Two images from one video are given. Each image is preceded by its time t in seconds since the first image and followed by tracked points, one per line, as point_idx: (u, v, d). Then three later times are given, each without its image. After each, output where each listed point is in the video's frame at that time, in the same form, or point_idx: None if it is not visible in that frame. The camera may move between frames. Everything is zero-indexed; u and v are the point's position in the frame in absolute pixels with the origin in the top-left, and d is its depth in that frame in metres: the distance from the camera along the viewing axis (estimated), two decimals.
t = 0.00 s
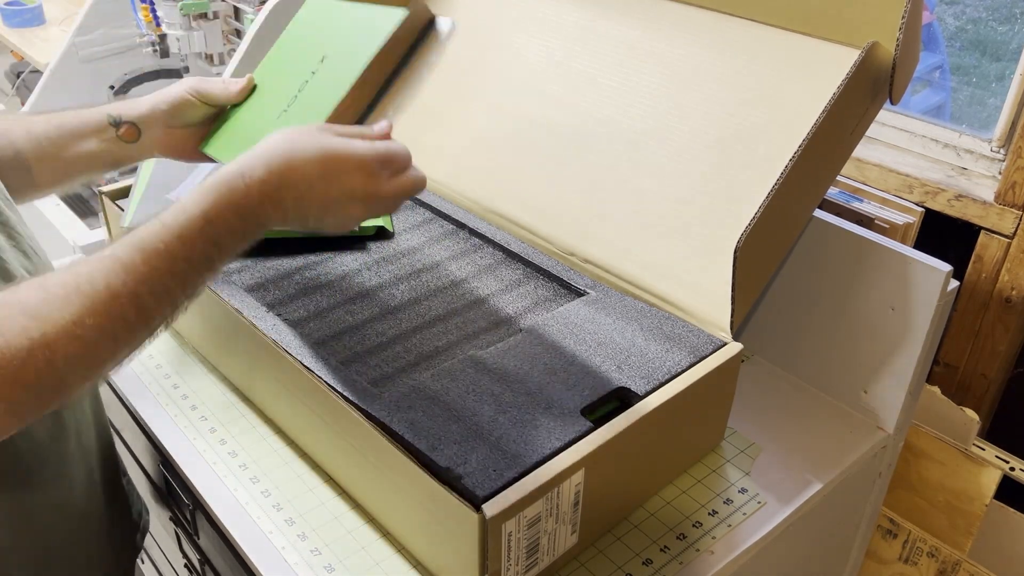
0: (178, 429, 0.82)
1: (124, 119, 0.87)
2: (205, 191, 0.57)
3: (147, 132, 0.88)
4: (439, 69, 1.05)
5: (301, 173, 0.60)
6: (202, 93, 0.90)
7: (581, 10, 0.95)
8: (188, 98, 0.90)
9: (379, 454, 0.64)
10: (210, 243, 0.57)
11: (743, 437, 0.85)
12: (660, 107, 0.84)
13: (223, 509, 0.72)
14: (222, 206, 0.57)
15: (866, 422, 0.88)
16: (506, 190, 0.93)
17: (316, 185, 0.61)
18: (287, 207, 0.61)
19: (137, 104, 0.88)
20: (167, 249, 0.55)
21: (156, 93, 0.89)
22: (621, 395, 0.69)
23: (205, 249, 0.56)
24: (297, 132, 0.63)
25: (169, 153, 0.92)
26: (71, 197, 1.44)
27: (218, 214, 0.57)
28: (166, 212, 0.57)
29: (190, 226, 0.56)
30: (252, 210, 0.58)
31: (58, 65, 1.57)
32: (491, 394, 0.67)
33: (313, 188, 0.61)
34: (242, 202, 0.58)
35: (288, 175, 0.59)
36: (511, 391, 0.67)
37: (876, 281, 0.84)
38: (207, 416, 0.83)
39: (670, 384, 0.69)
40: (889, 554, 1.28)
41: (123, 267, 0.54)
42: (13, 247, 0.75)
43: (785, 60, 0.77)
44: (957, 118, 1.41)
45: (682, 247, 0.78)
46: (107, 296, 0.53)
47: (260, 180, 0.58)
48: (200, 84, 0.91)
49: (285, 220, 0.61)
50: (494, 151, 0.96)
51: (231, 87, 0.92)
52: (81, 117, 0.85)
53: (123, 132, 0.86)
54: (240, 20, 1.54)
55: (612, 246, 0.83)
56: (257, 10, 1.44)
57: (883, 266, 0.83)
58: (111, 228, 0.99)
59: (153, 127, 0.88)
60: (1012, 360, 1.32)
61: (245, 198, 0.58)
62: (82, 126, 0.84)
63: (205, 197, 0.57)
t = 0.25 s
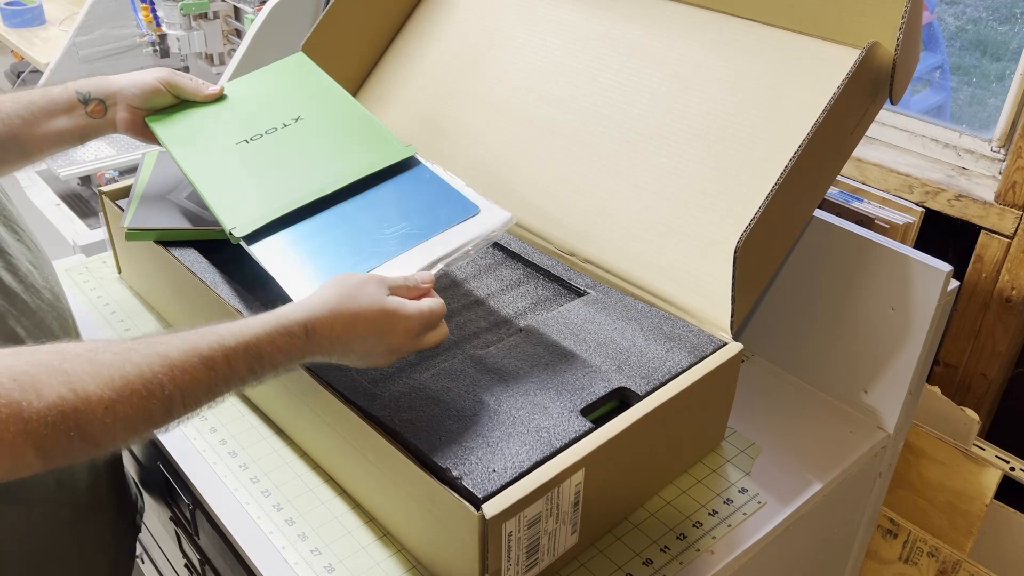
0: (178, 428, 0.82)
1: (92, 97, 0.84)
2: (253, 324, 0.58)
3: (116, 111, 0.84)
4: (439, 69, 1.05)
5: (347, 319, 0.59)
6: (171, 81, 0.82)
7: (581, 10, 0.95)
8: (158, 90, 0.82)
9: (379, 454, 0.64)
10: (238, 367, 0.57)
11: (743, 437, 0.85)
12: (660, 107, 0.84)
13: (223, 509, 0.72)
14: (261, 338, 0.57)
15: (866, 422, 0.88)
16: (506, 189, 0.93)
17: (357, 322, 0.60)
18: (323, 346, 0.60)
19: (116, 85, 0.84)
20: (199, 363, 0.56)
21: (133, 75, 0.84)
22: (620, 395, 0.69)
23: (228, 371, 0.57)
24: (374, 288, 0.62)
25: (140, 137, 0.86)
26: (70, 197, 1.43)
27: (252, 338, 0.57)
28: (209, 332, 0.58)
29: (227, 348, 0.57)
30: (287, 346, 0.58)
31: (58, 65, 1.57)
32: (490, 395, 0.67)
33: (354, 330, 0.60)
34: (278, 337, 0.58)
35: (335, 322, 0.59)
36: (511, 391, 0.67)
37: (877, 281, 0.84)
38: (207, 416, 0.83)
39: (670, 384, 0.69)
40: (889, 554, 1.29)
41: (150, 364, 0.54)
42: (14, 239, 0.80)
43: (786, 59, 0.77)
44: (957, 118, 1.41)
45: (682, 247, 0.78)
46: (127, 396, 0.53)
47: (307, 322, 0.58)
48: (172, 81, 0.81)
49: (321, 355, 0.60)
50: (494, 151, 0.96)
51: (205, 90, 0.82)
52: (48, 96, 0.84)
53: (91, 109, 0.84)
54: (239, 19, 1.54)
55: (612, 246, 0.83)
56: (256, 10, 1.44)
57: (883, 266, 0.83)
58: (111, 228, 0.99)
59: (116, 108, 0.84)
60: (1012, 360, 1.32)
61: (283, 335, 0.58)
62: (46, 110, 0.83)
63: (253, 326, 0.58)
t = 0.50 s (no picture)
0: (177, 428, 0.82)
1: (95, 113, 0.88)
2: (188, 332, 0.63)
3: (118, 126, 0.88)
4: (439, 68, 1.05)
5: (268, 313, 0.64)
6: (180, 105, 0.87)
7: (581, 10, 0.95)
8: (167, 111, 0.86)
9: (379, 453, 0.64)
10: (186, 371, 0.62)
11: (743, 437, 0.85)
12: (660, 107, 0.84)
13: (223, 509, 0.72)
14: (202, 349, 0.62)
15: (867, 422, 0.88)
16: (506, 189, 0.93)
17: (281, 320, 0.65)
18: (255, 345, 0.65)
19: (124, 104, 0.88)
20: (149, 372, 0.60)
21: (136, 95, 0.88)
22: (620, 395, 0.69)
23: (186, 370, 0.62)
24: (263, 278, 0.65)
25: (139, 153, 0.90)
26: (71, 196, 1.43)
27: (174, 353, 0.61)
28: (145, 339, 0.62)
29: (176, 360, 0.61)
30: (224, 351, 0.63)
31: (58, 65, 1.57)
32: (491, 394, 0.67)
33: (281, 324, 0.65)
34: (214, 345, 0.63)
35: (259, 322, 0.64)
36: (512, 391, 0.67)
37: (876, 281, 0.84)
38: (207, 416, 0.83)
39: (670, 384, 0.69)
40: (889, 554, 1.29)
41: (110, 374, 0.58)
42: (11, 232, 0.80)
43: (786, 59, 0.77)
44: (957, 118, 1.41)
45: (682, 247, 0.78)
46: (92, 408, 0.57)
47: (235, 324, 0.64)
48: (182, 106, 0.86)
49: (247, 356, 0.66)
50: (494, 151, 0.96)
51: (212, 113, 0.87)
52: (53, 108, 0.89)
53: (95, 125, 0.89)
54: (239, 19, 1.54)
55: (611, 246, 0.83)
56: (257, 11, 1.45)
57: (883, 266, 0.83)
58: (111, 228, 0.99)
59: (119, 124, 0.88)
60: (1012, 360, 1.32)
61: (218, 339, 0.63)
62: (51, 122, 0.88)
63: (188, 337, 0.62)
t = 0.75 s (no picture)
0: (177, 428, 0.82)
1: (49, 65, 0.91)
2: (202, 349, 0.60)
3: (73, 74, 0.92)
4: (439, 68, 1.05)
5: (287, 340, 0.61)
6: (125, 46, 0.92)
7: (581, 10, 0.95)
8: (114, 50, 0.91)
9: (379, 454, 0.64)
10: (194, 392, 0.59)
11: (743, 437, 0.85)
12: (660, 107, 0.84)
13: (223, 509, 0.72)
14: (213, 367, 0.59)
15: (866, 422, 0.88)
16: (506, 189, 0.93)
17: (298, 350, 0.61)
18: (271, 370, 0.62)
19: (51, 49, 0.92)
20: (154, 392, 0.57)
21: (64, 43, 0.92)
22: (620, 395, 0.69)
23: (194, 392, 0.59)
24: (288, 304, 0.64)
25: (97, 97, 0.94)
26: (70, 196, 1.43)
27: (183, 373, 0.58)
28: (156, 355, 0.59)
29: (188, 378, 0.58)
30: (236, 372, 0.60)
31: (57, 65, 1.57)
32: (491, 395, 0.67)
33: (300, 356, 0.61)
34: (225, 364, 0.60)
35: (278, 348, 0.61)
36: (511, 393, 0.67)
37: (877, 281, 0.84)
38: (207, 416, 0.83)
39: (670, 384, 0.69)
40: (889, 554, 1.29)
41: (109, 391, 0.55)
42: (13, 233, 0.80)
43: (785, 60, 0.77)
44: (957, 118, 1.41)
45: (682, 247, 0.78)
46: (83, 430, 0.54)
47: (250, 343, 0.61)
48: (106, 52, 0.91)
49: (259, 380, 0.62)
50: (494, 151, 0.96)
51: (158, 46, 0.92)
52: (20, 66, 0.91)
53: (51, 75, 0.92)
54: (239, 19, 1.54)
55: (611, 246, 0.83)
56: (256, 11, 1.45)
57: (883, 266, 0.83)
58: (111, 228, 0.99)
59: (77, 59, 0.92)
60: (1012, 360, 1.32)
61: (232, 357, 0.60)
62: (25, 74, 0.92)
63: (202, 352, 0.60)
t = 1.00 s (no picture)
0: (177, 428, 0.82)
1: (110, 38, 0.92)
2: (181, 384, 0.60)
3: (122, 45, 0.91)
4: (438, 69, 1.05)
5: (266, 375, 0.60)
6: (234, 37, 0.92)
7: (581, 10, 0.95)
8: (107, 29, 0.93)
9: (380, 453, 0.64)
10: (172, 425, 0.59)
11: (743, 437, 0.85)
12: (660, 107, 0.84)
13: (223, 509, 0.72)
14: (190, 402, 0.59)
15: (866, 422, 0.88)
16: (506, 189, 0.93)
17: (279, 387, 0.60)
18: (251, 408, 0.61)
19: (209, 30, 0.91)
20: (132, 422, 0.57)
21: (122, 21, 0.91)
22: (621, 395, 0.69)
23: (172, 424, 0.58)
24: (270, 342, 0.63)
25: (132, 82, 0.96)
26: (71, 197, 1.43)
27: (158, 407, 0.58)
28: (137, 387, 0.59)
29: (165, 410, 0.58)
30: (212, 407, 0.60)
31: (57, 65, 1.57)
32: (491, 395, 0.67)
33: (278, 393, 0.60)
34: (203, 398, 0.59)
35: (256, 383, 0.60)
36: (512, 392, 0.67)
37: (877, 282, 0.84)
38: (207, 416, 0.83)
39: (670, 384, 0.69)
40: (889, 554, 1.29)
41: (88, 419, 0.55)
42: (17, 236, 0.80)
43: (785, 59, 0.77)
44: (957, 118, 1.41)
45: (682, 246, 0.78)
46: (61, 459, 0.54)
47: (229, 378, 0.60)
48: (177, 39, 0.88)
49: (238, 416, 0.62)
50: (494, 151, 0.96)
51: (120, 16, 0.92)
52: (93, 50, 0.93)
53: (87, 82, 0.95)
54: (239, 19, 1.55)
55: (611, 246, 0.83)
56: (256, 11, 1.45)
57: (883, 266, 0.83)
58: (111, 228, 0.99)
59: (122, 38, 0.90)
60: (1012, 360, 1.32)
61: (210, 392, 0.59)
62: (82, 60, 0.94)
63: (181, 386, 0.60)
